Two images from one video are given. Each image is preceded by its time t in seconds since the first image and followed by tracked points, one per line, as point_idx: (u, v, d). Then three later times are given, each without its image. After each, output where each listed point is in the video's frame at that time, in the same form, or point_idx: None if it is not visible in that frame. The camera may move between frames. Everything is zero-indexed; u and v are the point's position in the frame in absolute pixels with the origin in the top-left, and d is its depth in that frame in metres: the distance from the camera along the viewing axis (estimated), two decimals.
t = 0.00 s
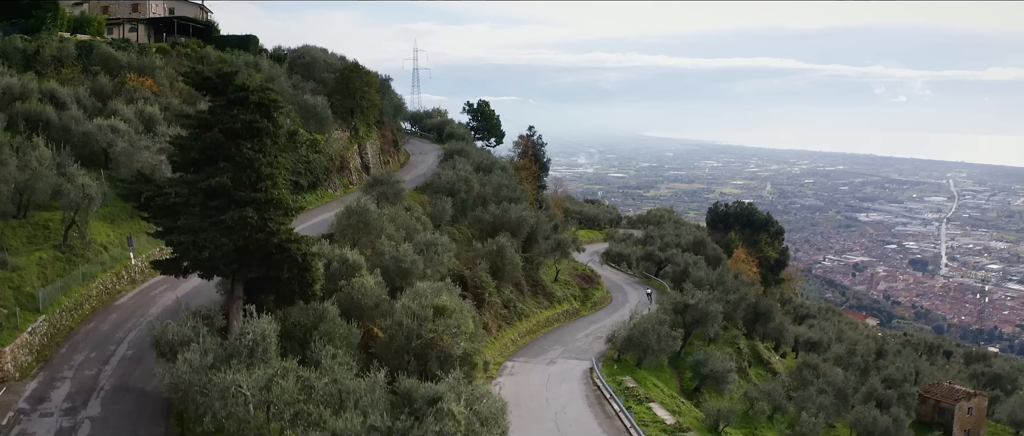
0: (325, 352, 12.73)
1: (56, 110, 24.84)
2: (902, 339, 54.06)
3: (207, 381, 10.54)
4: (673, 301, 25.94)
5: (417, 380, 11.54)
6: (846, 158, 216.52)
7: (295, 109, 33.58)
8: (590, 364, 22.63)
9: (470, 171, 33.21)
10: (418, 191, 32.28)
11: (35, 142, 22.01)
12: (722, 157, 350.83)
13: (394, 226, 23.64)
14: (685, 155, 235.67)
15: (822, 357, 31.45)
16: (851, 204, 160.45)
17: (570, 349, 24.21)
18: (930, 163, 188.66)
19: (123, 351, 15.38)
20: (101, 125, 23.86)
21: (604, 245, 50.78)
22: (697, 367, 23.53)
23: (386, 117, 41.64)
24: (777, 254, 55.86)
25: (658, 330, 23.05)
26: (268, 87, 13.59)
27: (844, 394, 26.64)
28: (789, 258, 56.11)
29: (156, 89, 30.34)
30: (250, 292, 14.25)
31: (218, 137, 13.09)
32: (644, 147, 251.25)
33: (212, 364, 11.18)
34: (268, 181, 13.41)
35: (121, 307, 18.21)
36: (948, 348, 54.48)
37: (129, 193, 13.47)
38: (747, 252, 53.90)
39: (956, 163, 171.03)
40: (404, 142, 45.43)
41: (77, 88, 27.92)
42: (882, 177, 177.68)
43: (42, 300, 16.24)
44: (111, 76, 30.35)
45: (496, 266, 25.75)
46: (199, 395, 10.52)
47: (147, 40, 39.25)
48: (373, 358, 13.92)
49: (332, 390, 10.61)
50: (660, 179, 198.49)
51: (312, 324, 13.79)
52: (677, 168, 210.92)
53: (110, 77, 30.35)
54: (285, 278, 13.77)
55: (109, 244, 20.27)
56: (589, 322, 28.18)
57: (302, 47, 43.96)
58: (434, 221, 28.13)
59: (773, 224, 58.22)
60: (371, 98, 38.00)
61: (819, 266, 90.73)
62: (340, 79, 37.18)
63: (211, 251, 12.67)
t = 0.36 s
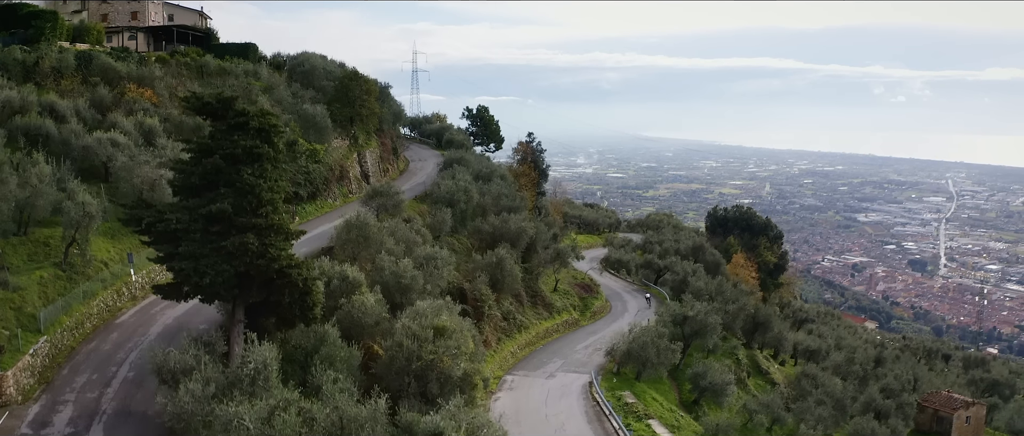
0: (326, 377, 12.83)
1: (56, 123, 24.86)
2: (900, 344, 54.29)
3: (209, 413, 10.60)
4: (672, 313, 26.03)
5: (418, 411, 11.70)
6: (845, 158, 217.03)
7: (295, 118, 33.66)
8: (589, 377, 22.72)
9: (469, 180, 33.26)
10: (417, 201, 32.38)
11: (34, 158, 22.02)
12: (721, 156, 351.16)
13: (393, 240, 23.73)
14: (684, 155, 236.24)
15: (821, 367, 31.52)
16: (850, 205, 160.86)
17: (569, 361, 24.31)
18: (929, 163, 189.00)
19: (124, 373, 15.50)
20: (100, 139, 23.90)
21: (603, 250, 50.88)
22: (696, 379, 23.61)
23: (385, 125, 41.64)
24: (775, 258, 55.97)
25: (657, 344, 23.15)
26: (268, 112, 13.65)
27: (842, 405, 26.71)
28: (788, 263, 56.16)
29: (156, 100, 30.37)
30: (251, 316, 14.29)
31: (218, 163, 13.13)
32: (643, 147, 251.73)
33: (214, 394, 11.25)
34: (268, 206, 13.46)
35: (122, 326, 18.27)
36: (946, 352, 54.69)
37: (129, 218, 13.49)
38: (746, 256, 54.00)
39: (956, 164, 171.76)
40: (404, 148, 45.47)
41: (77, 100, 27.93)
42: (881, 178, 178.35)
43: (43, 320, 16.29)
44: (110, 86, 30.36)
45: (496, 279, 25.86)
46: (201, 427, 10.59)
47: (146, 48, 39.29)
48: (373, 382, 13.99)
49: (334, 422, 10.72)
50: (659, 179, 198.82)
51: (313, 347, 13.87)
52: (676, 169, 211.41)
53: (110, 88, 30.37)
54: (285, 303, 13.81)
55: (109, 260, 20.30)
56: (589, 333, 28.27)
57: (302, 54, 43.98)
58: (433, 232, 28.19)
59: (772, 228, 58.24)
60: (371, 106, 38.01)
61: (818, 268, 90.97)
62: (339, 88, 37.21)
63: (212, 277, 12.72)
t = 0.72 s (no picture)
0: (327, 401, 12.90)
1: (56, 137, 24.90)
2: (898, 349, 54.63)
3: None
4: (671, 325, 26.13)
5: None
6: (844, 158, 217.72)
7: (294, 128, 33.74)
8: (589, 391, 22.80)
9: (469, 190, 33.33)
10: (417, 210, 32.47)
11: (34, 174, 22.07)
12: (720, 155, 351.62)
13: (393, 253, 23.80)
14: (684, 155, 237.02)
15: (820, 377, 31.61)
16: (849, 205, 161.37)
17: (569, 374, 24.39)
18: (928, 163, 189.55)
19: (126, 393, 15.63)
20: (101, 153, 24.01)
21: (602, 255, 51.04)
22: (695, 392, 23.69)
23: (385, 132, 41.67)
24: (775, 263, 56.10)
25: (656, 357, 23.24)
26: (268, 137, 13.70)
27: (840, 416, 26.80)
28: (787, 267, 56.25)
29: (156, 111, 30.43)
30: (251, 339, 14.35)
31: (219, 189, 13.14)
32: (642, 147, 252.41)
33: (216, 423, 11.32)
34: (269, 231, 13.54)
35: (123, 344, 18.36)
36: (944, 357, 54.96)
37: (129, 242, 13.52)
38: (745, 261, 54.13)
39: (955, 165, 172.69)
40: (403, 155, 45.53)
41: (76, 112, 27.94)
42: (880, 178, 179.20)
43: (45, 340, 16.36)
44: (110, 97, 30.40)
45: (495, 291, 25.96)
46: None
47: (146, 56, 39.34)
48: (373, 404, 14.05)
49: None
50: (659, 180, 199.33)
51: (314, 370, 13.95)
52: (675, 169, 212.11)
53: (109, 99, 30.39)
54: (286, 327, 13.88)
55: (110, 277, 20.38)
56: (588, 343, 28.38)
57: (301, 61, 44.02)
58: (433, 243, 28.25)
59: (771, 232, 58.33)
60: (370, 114, 38.06)
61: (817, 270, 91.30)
62: (338, 96, 37.25)
63: (213, 303, 12.79)
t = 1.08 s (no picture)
0: (327, 426, 12.95)
1: (56, 151, 24.92)
2: (897, 354, 54.87)
3: None
4: (670, 336, 26.22)
5: None
6: (844, 159, 218.34)
7: (294, 138, 33.81)
8: (588, 404, 22.87)
9: (469, 199, 33.39)
10: (416, 220, 32.53)
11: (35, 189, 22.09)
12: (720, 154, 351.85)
13: (393, 266, 23.90)
14: (683, 155, 237.63)
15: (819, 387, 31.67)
16: (848, 205, 161.76)
17: (568, 386, 24.48)
18: (928, 162, 190.26)
19: (128, 414, 15.75)
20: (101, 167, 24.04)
21: (601, 261, 51.12)
22: (694, 404, 23.76)
23: (385, 140, 41.69)
24: (774, 267, 56.16)
25: (655, 370, 23.29)
26: (269, 162, 13.75)
27: (839, 426, 26.90)
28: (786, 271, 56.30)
29: (156, 122, 30.45)
30: (252, 362, 14.41)
31: (220, 214, 13.17)
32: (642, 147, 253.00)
33: None
34: (270, 256, 13.62)
35: (125, 362, 18.46)
36: (943, 363, 55.04)
37: (130, 268, 13.57)
38: (744, 266, 54.21)
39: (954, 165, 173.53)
40: (403, 162, 45.59)
41: (76, 125, 27.95)
42: (879, 179, 179.87)
43: (47, 361, 16.49)
44: (109, 108, 30.41)
45: (495, 303, 26.05)
46: None
47: (145, 64, 39.36)
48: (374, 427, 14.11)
49: None
50: (658, 180, 199.81)
51: (315, 392, 14.04)
52: (674, 169, 212.63)
53: (109, 110, 30.41)
54: (287, 351, 13.93)
55: (111, 293, 20.45)
56: (587, 354, 28.48)
57: (301, 68, 44.08)
58: (432, 254, 28.30)
59: (770, 236, 58.34)
60: (370, 122, 38.09)
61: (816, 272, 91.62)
62: (338, 105, 37.32)
63: (215, 329, 12.88)
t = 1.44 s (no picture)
0: None
1: (56, 165, 24.93)
2: (896, 359, 55.08)
3: None
4: (670, 348, 26.31)
5: None
6: (843, 159, 218.80)
7: (294, 148, 33.92)
8: (588, 417, 22.95)
9: (469, 209, 33.44)
10: (416, 229, 32.62)
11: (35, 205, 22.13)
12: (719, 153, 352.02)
13: (393, 281, 23.97)
14: (682, 156, 238.07)
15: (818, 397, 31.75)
16: (847, 206, 162.03)
17: (568, 399, 24.55)
18: (927, 163, 190.74)
19: None
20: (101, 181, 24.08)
21: (600, 266, 51.24)
22: (693, 417, 23.87)
23: (384, 148, 41.73)
24: (773, 272, 56.25)
25: (654, 384, 23.37)
26: (270, 188, 13.80)
27: None
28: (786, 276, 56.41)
29: (156, 133, 30.47)
30: (253, 387, 14.50)
31: (221, 241, 13.20)
32: (641, 148, 253.47)
33: None
34: (272, 282, 13.68)
35: (126, 380, 18.55)
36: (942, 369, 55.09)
37: (132, 294, 13.63)
38: (743, 271, 54.30)
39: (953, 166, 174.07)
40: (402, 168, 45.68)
41: (76, 137, 27.94)
42: (879, 179, 180.37)
43: (49, 381, 16.56)
44: (109, 119, 30.39)
45: (495, 315, 26.12)
46: None
47: (143, 73, 39.49)
48: None
49: None
50: (657, 180, 200.12)
51: (317, 416, 14.12)
52: (673, 169, 213.03)
53: (109, 121, 30.41)
54: (289, 376, 14.02)
55: (112, 310, 20.49)
56: (587, 365, 28.57)
57: (301, 76, 44.12)
58: (432, 265, 28.37)
59: (770, 241, 58.47)
60: (370, 131, 38.14)
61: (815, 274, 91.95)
62: (337, 114, 37.41)
63: (217, 356, 12.94)
